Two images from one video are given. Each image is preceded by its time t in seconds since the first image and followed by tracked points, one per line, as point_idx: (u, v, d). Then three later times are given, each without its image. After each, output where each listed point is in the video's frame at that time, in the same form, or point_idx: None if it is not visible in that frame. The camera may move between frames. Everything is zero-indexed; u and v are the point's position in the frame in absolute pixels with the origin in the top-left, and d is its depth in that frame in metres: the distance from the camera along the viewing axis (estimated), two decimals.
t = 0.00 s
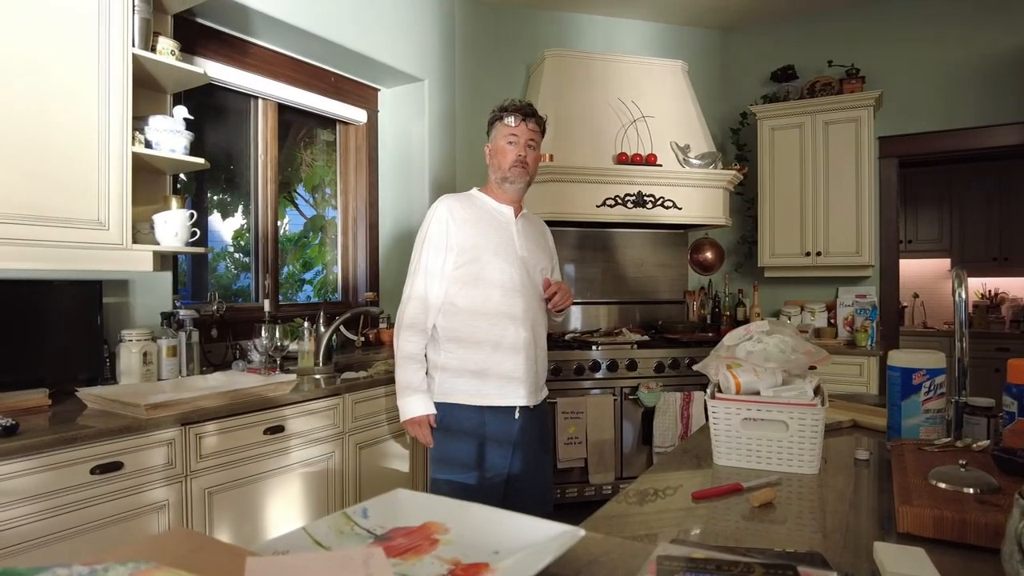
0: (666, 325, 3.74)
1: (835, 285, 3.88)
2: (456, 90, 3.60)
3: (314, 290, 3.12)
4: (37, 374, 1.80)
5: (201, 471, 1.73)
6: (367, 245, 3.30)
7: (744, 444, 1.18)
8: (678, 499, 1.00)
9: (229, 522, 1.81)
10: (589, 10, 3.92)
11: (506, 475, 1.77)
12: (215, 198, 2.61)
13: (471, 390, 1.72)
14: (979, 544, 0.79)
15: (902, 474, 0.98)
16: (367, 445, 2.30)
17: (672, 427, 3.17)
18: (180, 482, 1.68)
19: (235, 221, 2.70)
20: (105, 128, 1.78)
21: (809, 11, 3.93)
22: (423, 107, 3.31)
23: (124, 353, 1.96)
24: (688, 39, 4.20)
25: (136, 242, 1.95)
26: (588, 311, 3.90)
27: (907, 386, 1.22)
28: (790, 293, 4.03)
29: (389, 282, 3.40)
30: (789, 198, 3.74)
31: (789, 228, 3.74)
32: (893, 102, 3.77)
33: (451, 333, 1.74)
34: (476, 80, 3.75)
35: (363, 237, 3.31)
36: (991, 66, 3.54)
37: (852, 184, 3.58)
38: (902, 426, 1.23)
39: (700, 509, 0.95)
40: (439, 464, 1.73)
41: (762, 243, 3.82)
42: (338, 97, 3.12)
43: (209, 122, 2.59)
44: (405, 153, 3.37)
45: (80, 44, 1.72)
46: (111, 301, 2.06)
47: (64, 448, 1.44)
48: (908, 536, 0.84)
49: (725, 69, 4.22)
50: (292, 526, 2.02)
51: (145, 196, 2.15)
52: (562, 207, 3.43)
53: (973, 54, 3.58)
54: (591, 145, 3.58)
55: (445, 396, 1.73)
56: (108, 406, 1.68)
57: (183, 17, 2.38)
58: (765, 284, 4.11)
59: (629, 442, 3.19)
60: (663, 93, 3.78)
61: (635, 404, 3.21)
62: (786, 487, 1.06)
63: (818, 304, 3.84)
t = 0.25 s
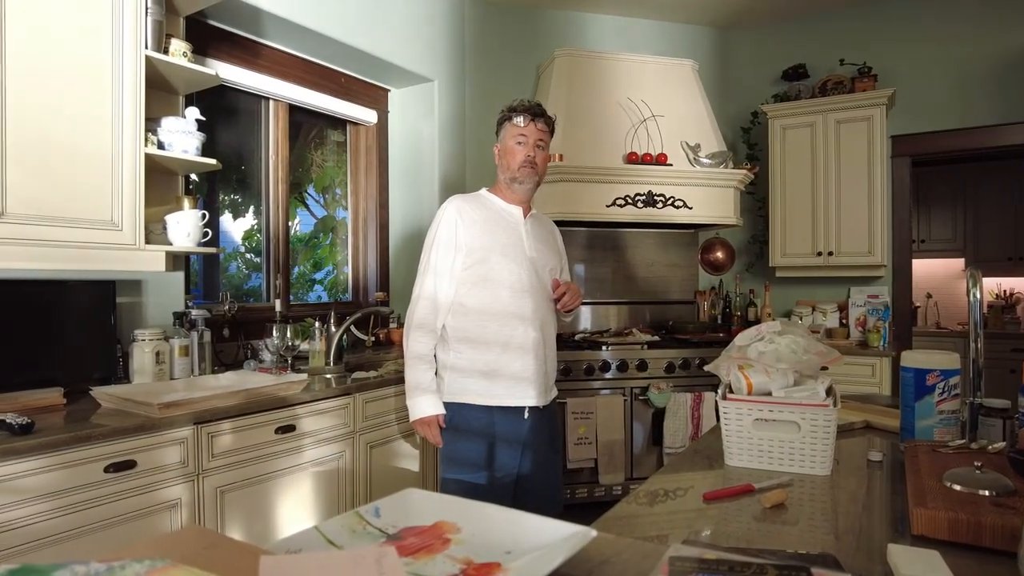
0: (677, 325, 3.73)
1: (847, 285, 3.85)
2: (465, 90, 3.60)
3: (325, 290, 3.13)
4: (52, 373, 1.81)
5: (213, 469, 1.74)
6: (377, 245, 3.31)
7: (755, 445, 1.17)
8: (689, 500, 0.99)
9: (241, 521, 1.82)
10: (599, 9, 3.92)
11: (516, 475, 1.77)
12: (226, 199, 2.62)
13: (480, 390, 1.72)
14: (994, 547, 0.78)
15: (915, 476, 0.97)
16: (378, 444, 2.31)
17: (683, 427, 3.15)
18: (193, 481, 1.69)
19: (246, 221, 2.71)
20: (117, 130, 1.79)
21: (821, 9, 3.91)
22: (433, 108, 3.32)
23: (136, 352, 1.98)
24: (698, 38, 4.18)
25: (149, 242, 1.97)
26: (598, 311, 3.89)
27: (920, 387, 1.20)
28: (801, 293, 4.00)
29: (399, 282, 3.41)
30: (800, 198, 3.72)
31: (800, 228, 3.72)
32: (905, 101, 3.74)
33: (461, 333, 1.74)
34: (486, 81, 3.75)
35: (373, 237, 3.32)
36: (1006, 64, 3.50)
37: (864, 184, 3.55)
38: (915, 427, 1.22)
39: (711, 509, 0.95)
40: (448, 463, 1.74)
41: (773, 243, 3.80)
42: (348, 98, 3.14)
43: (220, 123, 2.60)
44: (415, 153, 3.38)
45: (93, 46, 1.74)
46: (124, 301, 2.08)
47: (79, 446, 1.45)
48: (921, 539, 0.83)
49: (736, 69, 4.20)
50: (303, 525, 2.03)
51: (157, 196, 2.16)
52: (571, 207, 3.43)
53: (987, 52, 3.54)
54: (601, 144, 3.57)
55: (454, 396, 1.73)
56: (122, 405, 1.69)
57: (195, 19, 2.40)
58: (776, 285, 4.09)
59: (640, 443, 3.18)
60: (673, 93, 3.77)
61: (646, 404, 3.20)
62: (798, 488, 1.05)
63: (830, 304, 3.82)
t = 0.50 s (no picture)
0: (717, 325, 3.67)
1: (894, 285, 3.74)
2: (502, 91, 3.61)
3: (365, 290, 3.18)
4: (107, 371, 1.88)
5: (258, 465, 1.78)
6: (416, 245, 3.34)
7: (802, 448, 1.14)
8: (735, 502, 0.97)
9: (286, 516, 1.86)
10: (636, 7, 3.88)
11: (556, 475, 1.76)
12: (270, 200, 2.68)
13: (519, 390, 1.72)
14: None
15: (972, 482, 0.93)
16: (418, 443, 2.33)
17: (725, 430, 3.10)
18: (239, 476, 1.73)
19: (289, 222, 2.77)
20: (167, 135, 1.85)
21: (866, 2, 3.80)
22: (471, 109, 3.34)
23: (185, 350, 2.04)
24: (738, 34, 4.11)
25: (197, 243, 2.02)
26: (636, 311, 3.86)
27: (976, 391, 1.15)
28: (847, 294, 3.90)
29: (438, 282, 3.43)
30: (844, 196, 3.63)
31: (845, 227, 3.63)
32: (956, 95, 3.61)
33: (499, 333, 1.74)
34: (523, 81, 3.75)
35: (412, 238, 3.35)
36: None
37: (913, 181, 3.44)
38: (971, 433, 1.18)
39: (757, 512, 0.93)
40: (488, 463, 1.74)
41: (816, 242, 3.71)
42: (387, 100, 3.18)
43: (264, 126, 2.67)
44: (452, 154, 3.40)
45: (144, 55, 1.80)
46: (173, 301, 2.14)
47: (132, 441, 1.50)
48: (980, 548, 0.80)
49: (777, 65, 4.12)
50: (345, 521, 2.06)
51: (205, 198, 2.23)
52: (608, 207, 3.41)
53: None
54: (638, 143, 3.54)
55: (493, 396, 1.73)
56: (171, 401, 1.74)
57: (239, 25, 2.46)
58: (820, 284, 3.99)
59: (680, 445, 3.15)
60: (711, 90, 3.71)
61: (686, 406, 3.16)
62: (847, 493, 1.02)
63: (877, 305, 3.70)
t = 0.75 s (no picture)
0: (777, 327, 3.56)
1: (969, 285, 3.55)
2: (555, 91, 3.60)
3: (420, 290, 3.23)
4: (175, 367, 1.98)
5: (316, 460, 1.83)
6: (470, 245, 3.37)
7: (866, 455, 1.09)
8: (792, 510, 0.94)
9: (342, 509, 1.91)
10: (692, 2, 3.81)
11: (608, 477, 1.75)
12: (329, 203, 2.76)
13: (570, 391, 1.71)
14: None
15: None
16: (471, 441, 2.35)
17: (784, 434, 3.03)
18: (298, 470, 1.78)
19: (347, 224, 2.84)
20: (231, 142, 1.93)
21: None
22: (524, 109, 3.35)
23: (247, 348, 2.12)
24: (799, 26, 3.98)
25: (259, 245, 2.10)
26: (691, 312, 3.78)
27: None
28: (916, 294, 3.72)
29: (491, 283, 3.46)
30: (914, 192, 3.46)
31: (914, 225, 3.46)
32: None
33: (550, 333, 1.74)
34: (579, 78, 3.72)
35: (466, 239, 3.38)
36: None
37: (989, 175, 3.25)
38: None
39: (815, 521, 0.90)
40: (539, 463, 1.74)
41: (882, 241, 3.56)
42: (441, 103, 3.22)
43: (322, 131, 2.74)
44: (505, 154, 3.42)
45: (210, 65, 1.88)
46: (236, 300, 2.23)
47: (198, 434, 1.57)
48: None
49: (841, 56, 3.96)
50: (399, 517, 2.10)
51: (266, 201, 2.31)
52: (663, 206, 3.35)
53: None
54: (694, 140, 3.47)
55: (544, 396, 1.73)
56: (234, 397, 1.81)
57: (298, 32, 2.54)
58: (887, 284, 3.83)
59: (738, 450, 3.07)
60: (771, 85, 3.61)
61: (744, 410, 3.06)
62: (914, 504, 0.97)
63: (948, 307, 3.50)
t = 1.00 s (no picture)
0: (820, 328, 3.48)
1: None
2: (592, 90, 3.58)
3: (456, 290, 3.25)
4: (220, 364, 2.03)
5: (354, 457, 1.86)
6: (506, 245, 3.38)
7: (914, 461, 1.06)
8: (835, 515, 0.92)
9: (380, 507, 1.93)
10: None
11: (645, 479, 1.73)
12: (368, 204, 2.80)
13: (606, 392, 1.70)
14: None
15: None
16: (507, 440, 2.36)
17: (827, 438, 2.95)
18: (337, 467, 1.81)
19: (385, 225, 2.88)
20: (272, 145, 1.97)
21: None
22: (560, 108, 3.34)
23: (288, 346, 2.16)
24: (844, 18, 3.87)
25: (300, 245, 2.14)
26: (731, 312, 3.72)
27: None
28: (967, 295, 3.59)
29: (527, 283, 3.46)
30: (966, 188, 3.33)
31: (966, 222, 3.33)
32: None
33: (585, 334, 1.73)
34: (616, 76, 3.68)
35: (502, 239, 3.39)
36: None
37: None
38: None
39: (860, 527, 0.87)
40: (575, 463, 1.74)
41: (932, 239, 3.45)
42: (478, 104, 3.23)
43: (361, 133, 2.78)
44: (542, 154, 3.42)
45: (252, 70, 1.92)
46: (277, 300, 2.28)
47: (241, 431, 1.61)
48: None
49: (888, 48, 3.84)
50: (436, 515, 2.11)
51: (308, 203, 2.35)
52: (702, 204, 3.30)
53: None
54: (734, 138, 3.41)
55: (579, 397, 1.72)
56: (275, 394, 1.85)
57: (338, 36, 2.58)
58: (937, 284, 3.70)
59: (778, 453, 3.01)
60: (814, 80, 3.52)
61: (785, 412, 3.01)
62: (965, 512, 0.94)
63: (1003, 308, 3.35)
